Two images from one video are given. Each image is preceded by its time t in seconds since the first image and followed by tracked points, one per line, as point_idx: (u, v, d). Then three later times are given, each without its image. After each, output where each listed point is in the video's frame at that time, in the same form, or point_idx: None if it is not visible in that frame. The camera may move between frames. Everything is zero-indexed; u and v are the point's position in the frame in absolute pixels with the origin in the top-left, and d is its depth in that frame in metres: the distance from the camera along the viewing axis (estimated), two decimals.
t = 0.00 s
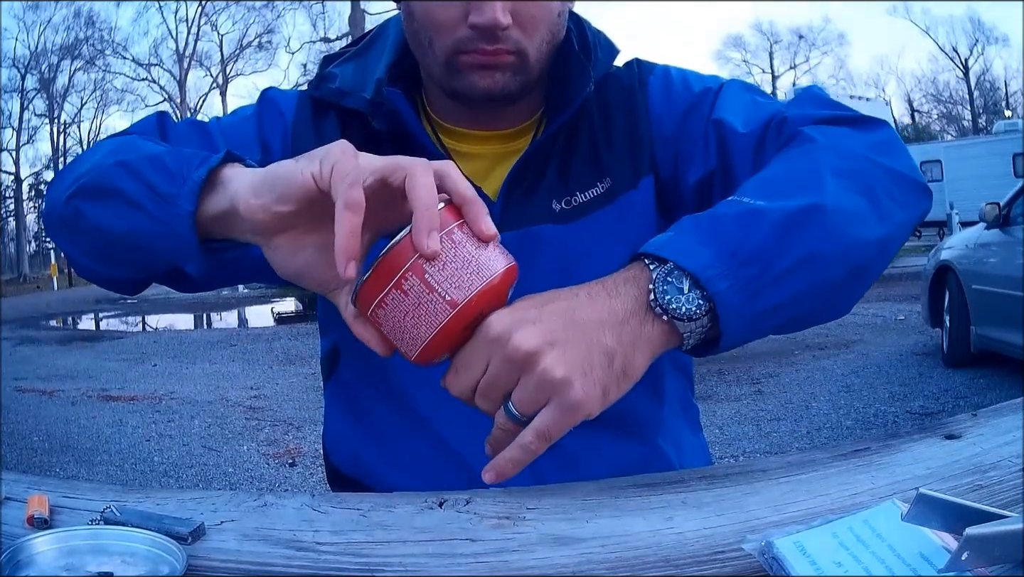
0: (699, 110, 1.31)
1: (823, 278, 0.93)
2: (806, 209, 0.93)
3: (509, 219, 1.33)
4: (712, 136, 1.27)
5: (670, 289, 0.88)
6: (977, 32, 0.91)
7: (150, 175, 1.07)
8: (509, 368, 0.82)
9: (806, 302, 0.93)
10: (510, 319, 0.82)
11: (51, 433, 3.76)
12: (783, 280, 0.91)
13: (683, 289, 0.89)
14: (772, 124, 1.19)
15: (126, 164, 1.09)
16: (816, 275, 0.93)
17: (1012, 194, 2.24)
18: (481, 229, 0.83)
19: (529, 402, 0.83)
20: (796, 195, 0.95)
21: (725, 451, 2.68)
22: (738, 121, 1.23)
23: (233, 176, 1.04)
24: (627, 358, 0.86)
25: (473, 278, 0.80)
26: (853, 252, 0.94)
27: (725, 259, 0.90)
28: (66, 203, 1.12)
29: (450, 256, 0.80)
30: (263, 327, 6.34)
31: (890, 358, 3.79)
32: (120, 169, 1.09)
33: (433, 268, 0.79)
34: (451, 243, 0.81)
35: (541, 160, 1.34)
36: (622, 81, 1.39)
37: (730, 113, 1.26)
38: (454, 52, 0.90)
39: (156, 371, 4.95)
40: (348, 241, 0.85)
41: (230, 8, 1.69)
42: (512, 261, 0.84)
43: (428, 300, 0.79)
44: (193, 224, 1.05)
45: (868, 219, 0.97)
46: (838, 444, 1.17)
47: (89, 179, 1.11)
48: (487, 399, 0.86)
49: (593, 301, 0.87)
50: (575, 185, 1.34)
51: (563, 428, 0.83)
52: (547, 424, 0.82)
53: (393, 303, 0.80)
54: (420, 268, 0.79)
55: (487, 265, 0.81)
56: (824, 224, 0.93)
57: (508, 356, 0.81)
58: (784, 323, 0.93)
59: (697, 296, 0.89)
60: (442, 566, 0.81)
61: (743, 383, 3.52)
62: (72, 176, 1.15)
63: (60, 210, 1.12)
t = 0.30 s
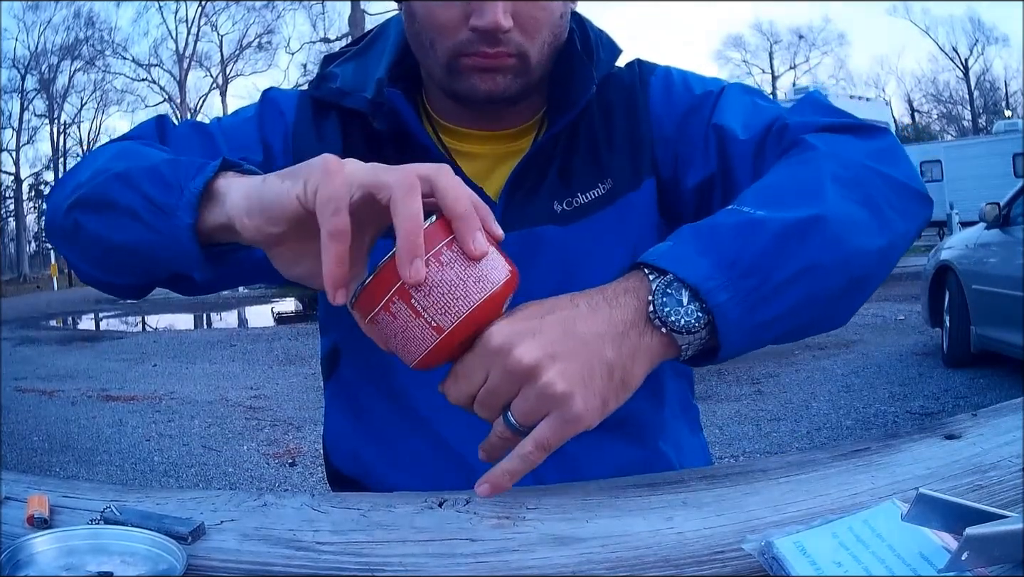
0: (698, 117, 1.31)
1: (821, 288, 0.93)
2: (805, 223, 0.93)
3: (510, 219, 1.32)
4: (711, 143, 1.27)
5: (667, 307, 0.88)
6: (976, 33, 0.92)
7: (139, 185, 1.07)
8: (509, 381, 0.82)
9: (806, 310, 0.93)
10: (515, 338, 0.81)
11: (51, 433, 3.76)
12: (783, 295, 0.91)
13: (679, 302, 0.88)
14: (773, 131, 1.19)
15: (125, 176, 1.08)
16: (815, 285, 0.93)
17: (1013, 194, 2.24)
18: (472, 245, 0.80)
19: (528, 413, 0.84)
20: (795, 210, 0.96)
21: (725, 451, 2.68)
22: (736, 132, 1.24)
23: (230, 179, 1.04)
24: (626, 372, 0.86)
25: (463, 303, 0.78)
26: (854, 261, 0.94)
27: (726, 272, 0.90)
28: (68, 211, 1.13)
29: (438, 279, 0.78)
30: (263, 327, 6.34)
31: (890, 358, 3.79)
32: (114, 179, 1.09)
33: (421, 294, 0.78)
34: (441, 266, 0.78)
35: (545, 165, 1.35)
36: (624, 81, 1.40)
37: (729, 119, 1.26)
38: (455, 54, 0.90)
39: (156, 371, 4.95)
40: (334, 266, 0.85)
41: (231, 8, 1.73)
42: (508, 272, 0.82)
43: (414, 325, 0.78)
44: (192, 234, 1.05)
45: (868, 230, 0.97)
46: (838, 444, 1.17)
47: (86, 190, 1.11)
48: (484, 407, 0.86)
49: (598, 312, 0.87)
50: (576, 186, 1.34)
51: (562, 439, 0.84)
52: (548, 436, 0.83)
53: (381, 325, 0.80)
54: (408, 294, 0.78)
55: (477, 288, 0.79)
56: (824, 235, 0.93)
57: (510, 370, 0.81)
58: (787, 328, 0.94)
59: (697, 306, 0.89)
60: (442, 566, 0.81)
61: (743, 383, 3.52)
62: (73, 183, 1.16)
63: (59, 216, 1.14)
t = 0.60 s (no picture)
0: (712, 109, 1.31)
1: (838, 265, 0.93)
2: (830, 191, 0.93)
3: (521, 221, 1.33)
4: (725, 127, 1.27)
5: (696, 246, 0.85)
6: (977, 31, 0.91)
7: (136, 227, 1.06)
8: (522, 353, 0.77)
9: (824, 278, 0.92)
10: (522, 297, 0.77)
11: (50, 433, 3.77)
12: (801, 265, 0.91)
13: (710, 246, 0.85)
14: (789, 132, 1.16)
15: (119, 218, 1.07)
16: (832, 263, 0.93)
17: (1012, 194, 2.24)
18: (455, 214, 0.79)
19: (556, 381, 0.76)
20: (821, 172, 0.94)
21: (724, 451, 2.68)
22: (750, 127, 1.23)
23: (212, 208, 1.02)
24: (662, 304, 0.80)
25: (463, 276, 0.78)
26: (870, 247, 0.94)
27: (755, 216, 0.88)
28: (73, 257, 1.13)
29: (435, 260, 0.78)
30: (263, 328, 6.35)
31: (890, 358, 3.79)
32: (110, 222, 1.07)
33: (424, 276, 0.79)
34: (435, 242, 0.79)
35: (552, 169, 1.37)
36: (630, 85, 1.40)
37: (745, 113, 1.27)
38: (464, 46, 0.92)
39: (156, 371, 4.95)
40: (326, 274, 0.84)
41: (230, 8, 1.78)
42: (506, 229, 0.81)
43: (424, 311, 0.80)
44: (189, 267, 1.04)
45: (888, 217, 0.97)
46: (838, 444, 1.17)
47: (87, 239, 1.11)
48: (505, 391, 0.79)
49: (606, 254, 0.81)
50: (586, 194, 1.36)
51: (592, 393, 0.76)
52: (592, 399, 0.73)
53: (396, 312, 0.81)
54: (410, 277, 0.79)
55: (476, 255, 0.78)
56: (845, 212, 0.93)
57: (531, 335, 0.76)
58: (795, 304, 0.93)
59: (733, 247, 0.86)
60: (442, 566, 0.81)
61: (742, 383, 3.52)
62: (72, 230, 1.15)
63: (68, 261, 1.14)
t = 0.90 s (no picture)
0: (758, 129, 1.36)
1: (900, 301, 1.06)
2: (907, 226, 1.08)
3: (522, 230, 1.35)
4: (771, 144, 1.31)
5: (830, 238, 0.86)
6: (976, 33, 0.90)
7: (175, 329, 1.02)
8: (636, 320, 0.69)
9: (892, 310, 1.05)
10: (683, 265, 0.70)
11: (50, 433, 3.77)
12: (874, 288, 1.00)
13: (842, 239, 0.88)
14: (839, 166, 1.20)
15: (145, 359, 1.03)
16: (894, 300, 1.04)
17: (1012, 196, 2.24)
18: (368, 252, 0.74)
19: (682, 342, 0.70)
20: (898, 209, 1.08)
21: (725, 451, 2.68)
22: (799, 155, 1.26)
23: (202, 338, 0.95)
24: (792, 288, 0.78)
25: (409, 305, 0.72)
26: (919, 285, 1.08)
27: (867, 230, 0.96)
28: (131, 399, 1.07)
29: (372, 315, 0.73)
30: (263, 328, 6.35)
31: (890, 358, 3.79)
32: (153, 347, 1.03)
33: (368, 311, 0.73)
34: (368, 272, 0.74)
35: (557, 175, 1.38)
36: (648, 95, 1.45)
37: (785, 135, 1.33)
38: (465, 43, 0.91)
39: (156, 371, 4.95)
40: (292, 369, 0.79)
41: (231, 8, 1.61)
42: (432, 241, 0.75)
43: (388, 367, 0.75)
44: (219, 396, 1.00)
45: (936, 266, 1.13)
46: (838, 444, 1.17)
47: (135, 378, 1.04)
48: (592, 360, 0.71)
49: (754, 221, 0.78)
50: (595, 201, 1.38)
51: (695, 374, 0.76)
52: (699, 366, 0.72)
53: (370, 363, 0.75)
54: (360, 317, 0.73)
55: (407, 294, 0.72)
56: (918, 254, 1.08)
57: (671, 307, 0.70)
58: (837, 339, 1.05)
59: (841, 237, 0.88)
60: (442, 566, 0.81)
61: (742, 383, 3.52)
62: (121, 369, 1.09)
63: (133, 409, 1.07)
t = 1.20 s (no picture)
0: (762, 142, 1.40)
1: (879, 303, 1.10)
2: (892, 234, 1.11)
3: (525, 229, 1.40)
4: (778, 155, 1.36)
5: (828, 208, 0.87)
6: (976, 32, 0.90)
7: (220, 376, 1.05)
8: (695, 222, 0.64)
9: (871, 314, 1.12)
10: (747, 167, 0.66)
11: (50, 433, 3.77)
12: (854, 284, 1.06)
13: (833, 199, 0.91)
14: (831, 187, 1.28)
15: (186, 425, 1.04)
16: (874, 301, 1.10)
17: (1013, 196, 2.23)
18: (353, 397, 0.68)
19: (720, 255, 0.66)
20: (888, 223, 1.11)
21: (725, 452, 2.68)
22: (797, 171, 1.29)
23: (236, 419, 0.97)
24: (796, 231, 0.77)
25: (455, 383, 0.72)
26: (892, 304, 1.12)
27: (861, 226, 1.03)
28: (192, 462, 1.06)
29: (415, 396, 0.73)
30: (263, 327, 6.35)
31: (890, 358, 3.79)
32: (200, 397, 1.04)
33: (425, 416, 0.73)
34: (394, 391, 0.73)
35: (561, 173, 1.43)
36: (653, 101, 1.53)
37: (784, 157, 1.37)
38: (463, 40, 0.90)
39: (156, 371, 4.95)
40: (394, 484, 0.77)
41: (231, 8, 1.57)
42: (405, 329, 0.73)
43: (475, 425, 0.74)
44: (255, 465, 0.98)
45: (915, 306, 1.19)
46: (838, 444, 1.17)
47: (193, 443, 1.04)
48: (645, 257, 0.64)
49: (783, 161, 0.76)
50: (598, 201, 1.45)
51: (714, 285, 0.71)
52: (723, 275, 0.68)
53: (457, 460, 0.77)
54: (422, 429, 0.73)
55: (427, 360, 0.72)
56: (902, 262, 1.11)
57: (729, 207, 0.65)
58: (804, 325, 1.15)
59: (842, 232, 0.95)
60: (442, 566, 0.81)
61: (743, 383, 3.52)
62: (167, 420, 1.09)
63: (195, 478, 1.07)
